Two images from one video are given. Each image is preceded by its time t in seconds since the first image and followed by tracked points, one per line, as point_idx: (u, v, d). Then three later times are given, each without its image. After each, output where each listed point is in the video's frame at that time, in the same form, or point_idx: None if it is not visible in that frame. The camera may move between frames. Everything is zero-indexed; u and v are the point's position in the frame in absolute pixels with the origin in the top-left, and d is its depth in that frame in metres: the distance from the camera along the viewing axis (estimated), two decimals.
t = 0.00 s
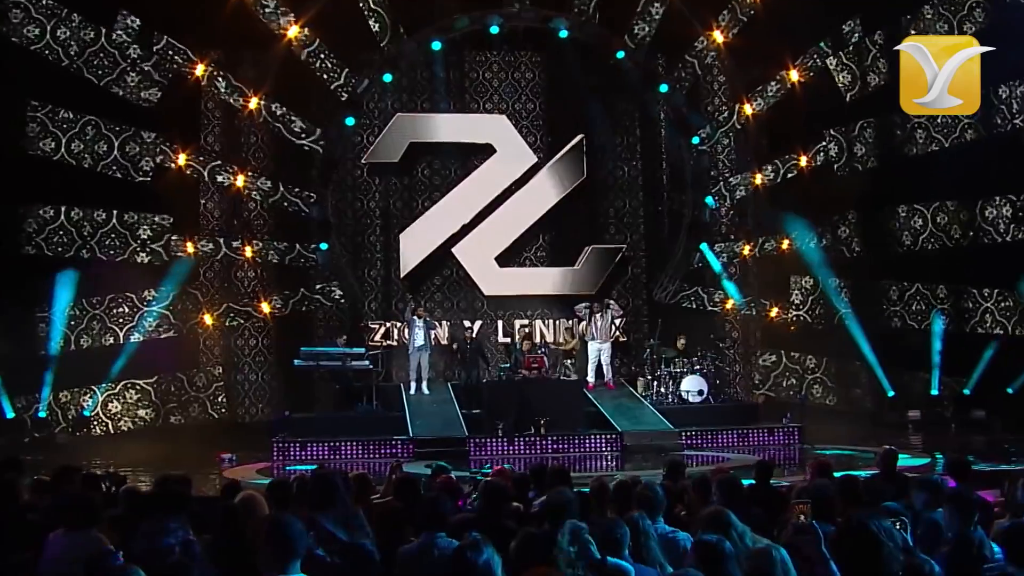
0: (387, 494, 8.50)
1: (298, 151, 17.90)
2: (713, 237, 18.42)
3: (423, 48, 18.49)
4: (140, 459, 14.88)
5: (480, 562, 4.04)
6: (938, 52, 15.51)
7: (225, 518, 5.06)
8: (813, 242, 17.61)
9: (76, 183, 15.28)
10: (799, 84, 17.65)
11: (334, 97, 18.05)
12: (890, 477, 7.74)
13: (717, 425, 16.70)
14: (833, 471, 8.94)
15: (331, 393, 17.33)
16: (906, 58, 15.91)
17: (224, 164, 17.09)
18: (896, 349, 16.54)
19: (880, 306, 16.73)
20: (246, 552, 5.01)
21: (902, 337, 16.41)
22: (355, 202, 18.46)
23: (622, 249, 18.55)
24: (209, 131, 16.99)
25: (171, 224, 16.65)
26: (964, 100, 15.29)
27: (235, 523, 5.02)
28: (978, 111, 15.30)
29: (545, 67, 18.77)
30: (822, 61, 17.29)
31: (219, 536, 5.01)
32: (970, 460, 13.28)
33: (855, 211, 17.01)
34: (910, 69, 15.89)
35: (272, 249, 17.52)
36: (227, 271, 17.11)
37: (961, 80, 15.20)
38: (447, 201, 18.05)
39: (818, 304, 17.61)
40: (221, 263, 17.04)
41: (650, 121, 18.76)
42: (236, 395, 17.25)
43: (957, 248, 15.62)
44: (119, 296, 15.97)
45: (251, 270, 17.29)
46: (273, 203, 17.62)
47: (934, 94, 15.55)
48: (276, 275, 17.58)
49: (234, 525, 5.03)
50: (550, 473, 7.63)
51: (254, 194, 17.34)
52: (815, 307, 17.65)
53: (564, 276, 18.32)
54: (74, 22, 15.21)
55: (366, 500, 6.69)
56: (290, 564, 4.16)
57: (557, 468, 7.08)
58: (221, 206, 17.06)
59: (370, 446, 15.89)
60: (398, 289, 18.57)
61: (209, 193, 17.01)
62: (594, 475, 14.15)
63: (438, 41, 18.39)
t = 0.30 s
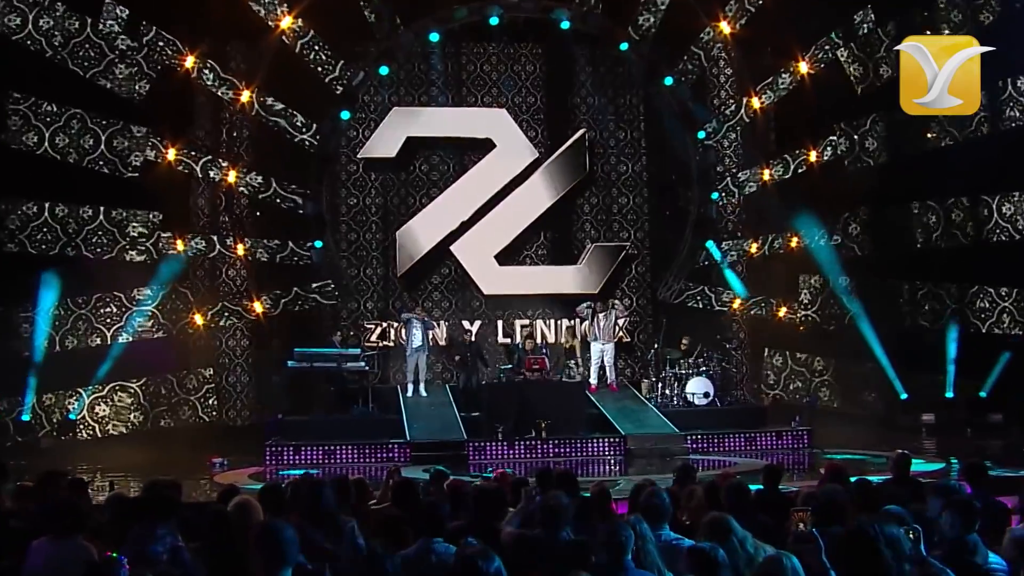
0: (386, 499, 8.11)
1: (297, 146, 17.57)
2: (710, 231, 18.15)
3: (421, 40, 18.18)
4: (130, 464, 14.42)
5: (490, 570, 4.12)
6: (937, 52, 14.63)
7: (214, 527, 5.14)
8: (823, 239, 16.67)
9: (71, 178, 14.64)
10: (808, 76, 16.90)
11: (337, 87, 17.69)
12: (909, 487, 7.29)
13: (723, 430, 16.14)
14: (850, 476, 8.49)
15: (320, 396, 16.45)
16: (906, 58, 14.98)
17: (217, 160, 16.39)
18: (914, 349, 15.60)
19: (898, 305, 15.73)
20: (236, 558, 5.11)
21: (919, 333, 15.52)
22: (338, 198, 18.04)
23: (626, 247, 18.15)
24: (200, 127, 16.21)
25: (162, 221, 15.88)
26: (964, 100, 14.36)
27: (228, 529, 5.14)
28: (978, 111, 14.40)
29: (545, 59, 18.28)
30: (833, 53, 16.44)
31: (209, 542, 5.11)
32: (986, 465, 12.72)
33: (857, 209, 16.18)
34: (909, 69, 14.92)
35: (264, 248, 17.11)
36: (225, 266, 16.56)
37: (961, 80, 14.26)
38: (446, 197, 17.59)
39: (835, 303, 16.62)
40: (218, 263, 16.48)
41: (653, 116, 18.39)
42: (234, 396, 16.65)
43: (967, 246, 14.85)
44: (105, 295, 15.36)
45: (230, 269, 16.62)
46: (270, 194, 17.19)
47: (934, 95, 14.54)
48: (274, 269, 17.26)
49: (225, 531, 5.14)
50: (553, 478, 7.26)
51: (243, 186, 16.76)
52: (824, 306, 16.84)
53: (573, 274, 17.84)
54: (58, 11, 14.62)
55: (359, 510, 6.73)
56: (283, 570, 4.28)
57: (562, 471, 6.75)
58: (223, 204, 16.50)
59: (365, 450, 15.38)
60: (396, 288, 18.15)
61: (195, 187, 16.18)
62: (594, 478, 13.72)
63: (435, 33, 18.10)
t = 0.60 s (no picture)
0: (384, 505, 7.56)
1: (292, 141, 17.03)
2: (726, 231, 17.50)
3: (419, 32, 17.64)
4: (119, 470, 13.75)
5: None
6: (937, 53, 14.13)
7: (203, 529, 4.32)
8: (833, 236, 16.15)
9: (73, 174, 14.09)
10: (819, 69, 16.33)
11: (333, 76, 17.17)
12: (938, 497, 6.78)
13: (729, 433, 15.71)
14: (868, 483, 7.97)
15: (315, 398, 16.02)
16: (906, 57, 14.47)
17: (206, 154, 16.04)
18: (924, 351, 15.08)
19: (910, 303, 15.21)
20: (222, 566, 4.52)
21: (931, 339, 14.92)
22: (333, 196, 17.43)
23: (630, 245, 17.67)
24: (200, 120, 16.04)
25: (151, 217, 15.33)
26: (964, 100, 13.99)
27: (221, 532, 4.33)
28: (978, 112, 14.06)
29: (546, 51, 17.74)
30: (846, 44, 15.83)
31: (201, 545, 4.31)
32: (1004, 470, 12.18)
33: (876, 206, 15.53)
34: (909, 69, 14.41)
35: (254, 246, 16.52)
36: (210, 269, 16.09)
37: (962, 81, 13.87)
38: (445, 193, 17.03)
39: (845, 302, 16.09)
40: (206, 260, 16.06)
41: (658, 109, 17.85)
42: (228, 397, 16.27)
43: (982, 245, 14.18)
44: (94, 295, 14.62)
45: (213, 268, 16.14)
46: (260, 196, 16.65)
47: (933, 94, 14.24)
48: (265, 271, 16.61)
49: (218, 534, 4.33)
50: (558, 485, 6.78)
51: (236, 180, 16.39)
52: (834, 305, 16.28)
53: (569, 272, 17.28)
54: None
55: (355, 513, 5.79)
56: None
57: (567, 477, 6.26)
58: (213, 200, 16.10)
59: (361, 454, 14.93)
60: (393, 286, 17.61)
61: (196, 187, 15.93)
62: (599, 483, 13.25)
63: (433, 24, 17.59)
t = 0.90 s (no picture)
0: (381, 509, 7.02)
1: (281, 134, 16.35)
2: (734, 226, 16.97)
3: (415, 20, 17.02)
4: (103, 472, 13.27)
5: None
6: (936, 51, 13.65)
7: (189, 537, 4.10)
8: (844, 234, 15.62)
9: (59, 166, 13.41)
10: (830, 59, 15.66)
11: (324, 67, 16.53)
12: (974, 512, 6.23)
13: (737, 434, 15.30)
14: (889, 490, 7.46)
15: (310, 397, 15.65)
16: (905, 57, 13.98)
17: (195, 147, 15.53)
18: (938, 348, 14.82)
19: (923, 302, 14.89)
20: (215, 570, 4.16)
21: (947, 338, 14.65)
22: (330, 192, 16.83)
23: (634, 241, 17.00)
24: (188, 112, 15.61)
25: (139, 211, 14.84)
26: (964, 100, 13.55)
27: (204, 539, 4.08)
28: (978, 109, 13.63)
29: (548, 40, 17.20)
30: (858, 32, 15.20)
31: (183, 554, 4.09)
32: None
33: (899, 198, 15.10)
34: (909, 69, 13.92)
35: (246, 243, 15.98)
36: (199, 265, 15.60)
37: (961, 82, 13.41)
38: (441, 187, 16.50)
39: (855, 300, 15.64)
40: (196, 255, 15.59)
41: (666, 102, 17.19)
42: (217, 396, 15.74)
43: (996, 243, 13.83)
44: (81, 292, 14.24)
45: (202, 263, 15.64)
46: (251, 190, 16.06)
47: (931, 94, 13.75)
48: (256, 268, 16.08)
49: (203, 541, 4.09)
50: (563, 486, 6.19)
51: (228, 174, 15.88)
52: (845, 304, 15.83)
53: (569, 267, 16.71)
54: None
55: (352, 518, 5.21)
56: None
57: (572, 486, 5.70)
58: (202, 195, 15.65)
59: (355, 457, 14.46)
60: (389, 281, 17.00)
61: (184, 182, 15.53)
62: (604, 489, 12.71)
63: (431, 12, 16.99)
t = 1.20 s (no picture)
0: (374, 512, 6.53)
1: (274, 125, 15.93)
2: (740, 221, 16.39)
3: (412, 6, 16.48)
4: (87, 476, 12.73)
5: None
6: (936, 51, 13.28)
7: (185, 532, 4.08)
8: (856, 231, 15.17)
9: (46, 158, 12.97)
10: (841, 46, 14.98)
11: (319, 53, 16.04)
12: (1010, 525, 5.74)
13: (745, 435, 14.75)
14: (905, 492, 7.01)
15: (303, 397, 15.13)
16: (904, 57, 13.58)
17: (185, 138, 14.91)
18: (952, 345, 14.24)
19: (937, 298, 14.35)
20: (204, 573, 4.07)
21: (956, 336, 14.15)
22: (324, 186, 16.40)
23: (637, 236, 16.50)
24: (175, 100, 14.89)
25: (125, 205, 14.23)
26: (964, 100, 13.18)
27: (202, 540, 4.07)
28: (979, 111, 13.23)
29: (549, 28, 16.67)
30: (869, 19, 14.41)
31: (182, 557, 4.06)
32: None
33: (910, 191, 14.66)
34: (908, 69, 13.55)
35: (237, 239, 15.49)
36: (186, 261, 15.08)
37: (961, 80, 13.04)
38: (439, 180, 15.99)
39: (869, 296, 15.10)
40: (185, 253, 15.07)
41: (670, 92, 16.70)
42: (206, 397, 15.19)
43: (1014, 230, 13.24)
44: (71, 289, 13.50)
45: (189, 259, 15.12)
46: (242, 183, 15.61)
47: (932, 96, 13.40)
48: (247, 264, 15.59)
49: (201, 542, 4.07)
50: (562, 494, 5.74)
51: (216, 169, 15.34)
52: (855, 299, 15.29)
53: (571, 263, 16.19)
54: None
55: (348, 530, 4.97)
56: None
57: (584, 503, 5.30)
58: (189, 187, 15.09)
59: (350, 459, 13.96)
60: (385, 276, 16.50)
61: (171, 172, 14.93)
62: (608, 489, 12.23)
63: None
